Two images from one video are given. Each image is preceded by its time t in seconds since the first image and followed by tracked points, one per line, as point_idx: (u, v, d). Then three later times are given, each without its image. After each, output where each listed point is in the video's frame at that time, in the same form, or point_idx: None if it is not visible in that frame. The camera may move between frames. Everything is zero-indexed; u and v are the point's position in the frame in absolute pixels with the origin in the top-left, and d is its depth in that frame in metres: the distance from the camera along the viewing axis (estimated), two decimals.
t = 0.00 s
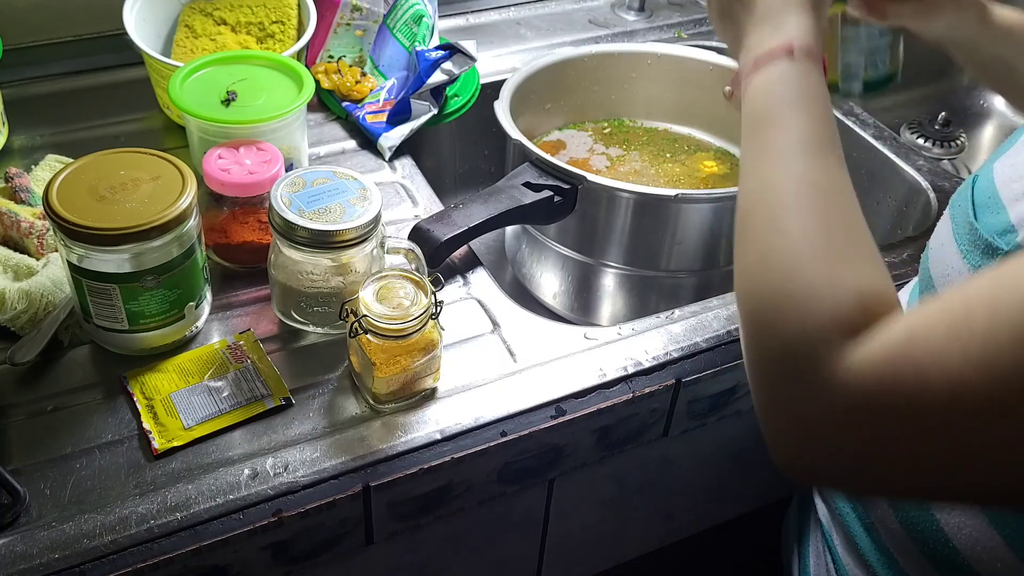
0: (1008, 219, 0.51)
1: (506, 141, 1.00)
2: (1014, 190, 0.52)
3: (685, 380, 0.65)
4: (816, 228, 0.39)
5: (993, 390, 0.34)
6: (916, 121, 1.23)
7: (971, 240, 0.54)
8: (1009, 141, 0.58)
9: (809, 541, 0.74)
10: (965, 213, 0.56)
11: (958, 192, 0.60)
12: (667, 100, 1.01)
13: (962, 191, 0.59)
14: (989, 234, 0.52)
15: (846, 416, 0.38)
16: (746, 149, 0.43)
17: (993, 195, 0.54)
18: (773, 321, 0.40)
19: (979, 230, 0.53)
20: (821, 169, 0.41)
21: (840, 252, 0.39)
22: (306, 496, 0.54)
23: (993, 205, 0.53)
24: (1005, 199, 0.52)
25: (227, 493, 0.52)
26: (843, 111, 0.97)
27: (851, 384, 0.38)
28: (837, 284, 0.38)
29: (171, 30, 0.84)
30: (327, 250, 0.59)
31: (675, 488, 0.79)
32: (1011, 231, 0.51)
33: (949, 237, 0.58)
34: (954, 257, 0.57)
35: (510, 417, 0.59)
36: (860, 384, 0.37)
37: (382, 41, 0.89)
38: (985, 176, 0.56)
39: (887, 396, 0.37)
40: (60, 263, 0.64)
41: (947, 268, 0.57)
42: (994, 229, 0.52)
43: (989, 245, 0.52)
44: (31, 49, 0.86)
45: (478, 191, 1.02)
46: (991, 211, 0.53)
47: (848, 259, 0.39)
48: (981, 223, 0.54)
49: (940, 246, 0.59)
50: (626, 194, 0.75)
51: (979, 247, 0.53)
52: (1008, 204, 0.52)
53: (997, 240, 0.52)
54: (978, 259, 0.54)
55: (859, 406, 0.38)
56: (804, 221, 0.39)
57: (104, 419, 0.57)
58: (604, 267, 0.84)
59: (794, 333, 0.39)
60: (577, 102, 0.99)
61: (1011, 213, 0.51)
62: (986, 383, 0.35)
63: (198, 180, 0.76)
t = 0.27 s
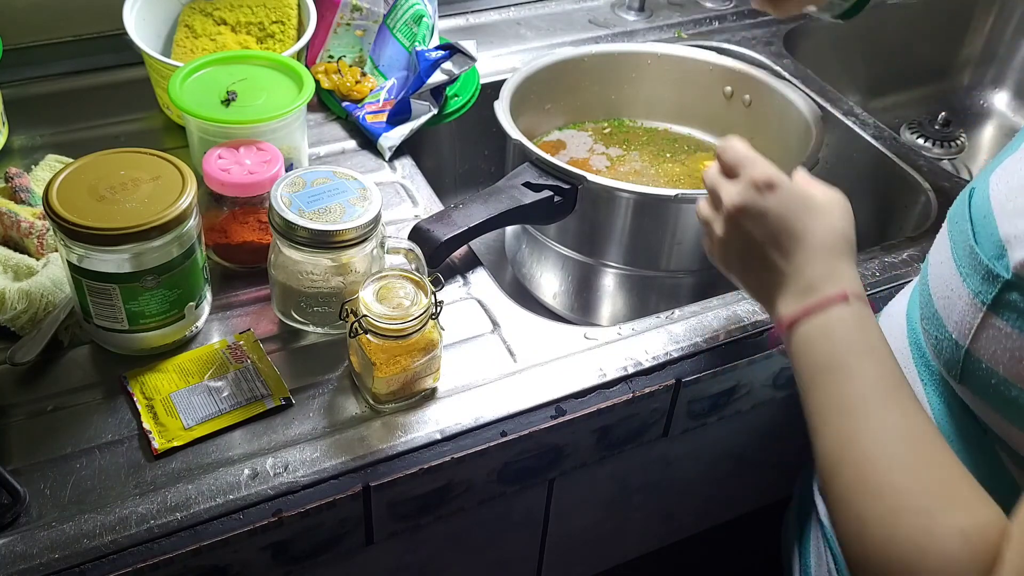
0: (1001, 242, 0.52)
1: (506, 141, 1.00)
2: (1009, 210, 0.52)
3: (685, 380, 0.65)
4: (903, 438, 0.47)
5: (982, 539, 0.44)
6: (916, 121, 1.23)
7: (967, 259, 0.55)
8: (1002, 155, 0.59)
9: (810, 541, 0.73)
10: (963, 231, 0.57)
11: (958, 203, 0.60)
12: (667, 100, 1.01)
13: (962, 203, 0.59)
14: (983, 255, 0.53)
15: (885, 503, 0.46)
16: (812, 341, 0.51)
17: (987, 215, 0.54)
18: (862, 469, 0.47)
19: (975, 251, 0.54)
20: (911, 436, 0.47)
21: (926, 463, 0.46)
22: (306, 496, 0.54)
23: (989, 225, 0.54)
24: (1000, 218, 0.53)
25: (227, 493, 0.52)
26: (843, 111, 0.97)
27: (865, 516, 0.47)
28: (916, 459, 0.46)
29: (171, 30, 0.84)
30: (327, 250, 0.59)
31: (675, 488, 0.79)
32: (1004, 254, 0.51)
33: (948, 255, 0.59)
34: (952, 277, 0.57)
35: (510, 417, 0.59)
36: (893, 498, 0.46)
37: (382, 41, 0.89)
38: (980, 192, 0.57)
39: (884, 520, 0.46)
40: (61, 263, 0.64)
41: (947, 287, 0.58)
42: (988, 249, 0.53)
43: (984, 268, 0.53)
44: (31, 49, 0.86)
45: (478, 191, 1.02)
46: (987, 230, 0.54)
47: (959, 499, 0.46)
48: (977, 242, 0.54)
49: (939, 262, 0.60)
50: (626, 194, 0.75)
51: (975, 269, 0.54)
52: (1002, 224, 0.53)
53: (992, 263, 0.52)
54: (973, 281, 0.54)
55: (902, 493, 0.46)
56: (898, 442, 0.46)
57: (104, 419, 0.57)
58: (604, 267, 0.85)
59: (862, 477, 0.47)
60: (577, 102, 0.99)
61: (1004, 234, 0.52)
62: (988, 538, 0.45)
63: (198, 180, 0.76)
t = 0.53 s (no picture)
0: (994, 279, 0.53)
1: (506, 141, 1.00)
2: (1001, 244, 0.53)
3: (685, 380, 0.65)
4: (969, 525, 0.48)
5: None
6: (916, 121, 1.23)
7: (960, 295, 0.56)
8: (988, 178, 0.60)
9: (818, 541, 0.74)
10: (955, 266, 0.58)
11: (945, 231, 0.61)
12: (667, 100, 1.01)
13: (950, 232, 0.60)
14: (977, 292, 0.54)
15: None
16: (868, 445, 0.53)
17: (979, 248, 0.55)
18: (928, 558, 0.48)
19: (969, 289, 0.55)
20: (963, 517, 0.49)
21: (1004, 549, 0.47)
22: (306, 495, 0.54)
23: (981, 260, 0.55)
24: (992, 252, 0.54)
25: (227, 493, 0.52)
26: (843, 111, 0.97)
27: None
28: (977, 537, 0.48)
29: (171, 30, 0.84)
30: (327, 250, 0.59)
31: (675, 488, 0.79)
32: (999, 292, 0.52)
33: (940, 285, 0.59)
34: (946, 312, 0.58)
35: (510, 417, 0.59)
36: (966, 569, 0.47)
37: (382, 41, 0.89)
38: (970, 220, 0.57)
39: None
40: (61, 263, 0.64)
41: (941, 322, 0.58)
42: (983, 286, 0.54)
43: (979, 306, 0.54)
44: (31, 49, 0.86)
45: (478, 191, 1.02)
46: (980, 266, 0.55)
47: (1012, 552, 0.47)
48: (970, 278, 0.55)
49: (933, 292, 0.60)
50: (626, 194, 0.75)
51: (969, 307, 0.55)
52: (994, 259, 0.53)
53: (986, 302, 0.53)
54: (968, 319, 0.55)
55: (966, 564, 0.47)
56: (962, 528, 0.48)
57: (104, 419, 0.57)
58: (604, 267, 0.84)
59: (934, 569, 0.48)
60: (577, 103, 0.99)
61: (997, 271, 0.53)
62: None
63: (198, 179, 0.76)
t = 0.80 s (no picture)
0: (986, 267, 0.53)
1: (506, 141, 0.99)
2: (992, 232, 0.54)
3: (685, 380, 0.65)
4: None
5: None
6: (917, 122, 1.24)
7: (953, 284, 0.56)
8: (982, 170, 0.60)
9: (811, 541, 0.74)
10: (948, 255, 0.58)
11: (939, 222, 0.61)
12: (667, 100, 1.01)
13: (944, 223, 0.60)
14: (970, 282, 0.55)
15: None
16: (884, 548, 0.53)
17: (971, 237, 0.56)
18: None
19: (961, 278, 0.55)
20: None
21: None
22: (306, 495, 0.54)
23: (973, 249, 0.55)
24: (984, 241, 0.54)
25: (227, 493, 0.52)
26: (843, 111, 0.97)
27: None
28: None
29: (171, 31, 0.84)
30: (327, 250, 0.59)
31: (675, 488, 0.79)
32: (990, 280, 0.53)
33: (933, 275, 0.60)
34: (938, 301, 0.58)
35: (510, 417, 0.59)
36: None
37: (382, 41, 0.89)
38: (963, 210, 0.58)
39: None
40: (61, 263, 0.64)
41: (933, 311, 0.59)
42: (975, 276, 0.54)
43: (970, 295, 0.54)
44: (31, 49, 0.86)
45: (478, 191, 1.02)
46: (972, 255, 0.55)
47: None
48: (963, 267, 0.56)
49: (925, 283, 0.61)
50: (626, 194, 0.75)
51: (961, 295, 0.55)
52: (986, 248, 0.54)
53: (978, 290, 0.54)
54: (960, 307, 0.55)
55: None
56: None
57: (104, 420, 0.57)
58: (605, 267, 0.84)
59: None
60: (577, 102, 0.99)
61: (989, 259, 0.53)
62: None
63: (198, 179, 0.76)
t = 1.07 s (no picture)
0: (988, 262, 0.54)
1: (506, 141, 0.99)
2: (994, 226, 0.54)
3: (685, 380, 0.65)
4: None
5: None
6: (917, 122, 1.24)
7: (955, 279, 0.56)
8: (983, 166, 0.60)
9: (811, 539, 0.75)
10: (950, 251, 0.58)
11: (939, 218, 0.61)
12: (668, 100, 1.01)
13: (945, 219, 0.60)
14: (972, 277, 0.55)
15: None
16: None
17: (974, 232, 0.56)
18: None
19: (964, 273, 0.55)
20: None
21: None
22: (306, 495, 0.54)
23: (976, 244, 0.55)
24: (986, 236, 0.54)
25: (227, 493, 0.52)
26: (843, 111, 0.97)
27: None
28: None
29: (172, 31, 0.84)
30: (327, 250, 0.59)
31: (675, 488, 0.79)
32: (993, 275, 0.53)
33: (936, 272, 0.59)
34: (940, 297, 0.58)
35: (510, 417, 0.59)
36: None
37: (382, 41, 0.89)
38: (965, 206, 0.58)
39: None
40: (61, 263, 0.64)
41: (936, 308, 0.59)
42: (977, 271, 0.54)
43: (973, 290, 0.54)
44: (31, 49, 0.86)
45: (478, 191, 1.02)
46: (974, 250, 0.55)
47: None
48: (965, 262, 0.56)
49: (927, 279, 0.61)
50: (626, 194, 0.75)
51: (963, 291, 0.55)
52: (988, 243, 0.54)
53: (980, 285, 0.54)
54: (962, 303, 0.55)
55: None
56: None
57: (104, 420, 0.57)
58: (604, 267, 0.84)
59: None
60: (577, 102, 0.99)
61: (992, 254, 0.53)
62: None
63: (198, 179, 0.76)
